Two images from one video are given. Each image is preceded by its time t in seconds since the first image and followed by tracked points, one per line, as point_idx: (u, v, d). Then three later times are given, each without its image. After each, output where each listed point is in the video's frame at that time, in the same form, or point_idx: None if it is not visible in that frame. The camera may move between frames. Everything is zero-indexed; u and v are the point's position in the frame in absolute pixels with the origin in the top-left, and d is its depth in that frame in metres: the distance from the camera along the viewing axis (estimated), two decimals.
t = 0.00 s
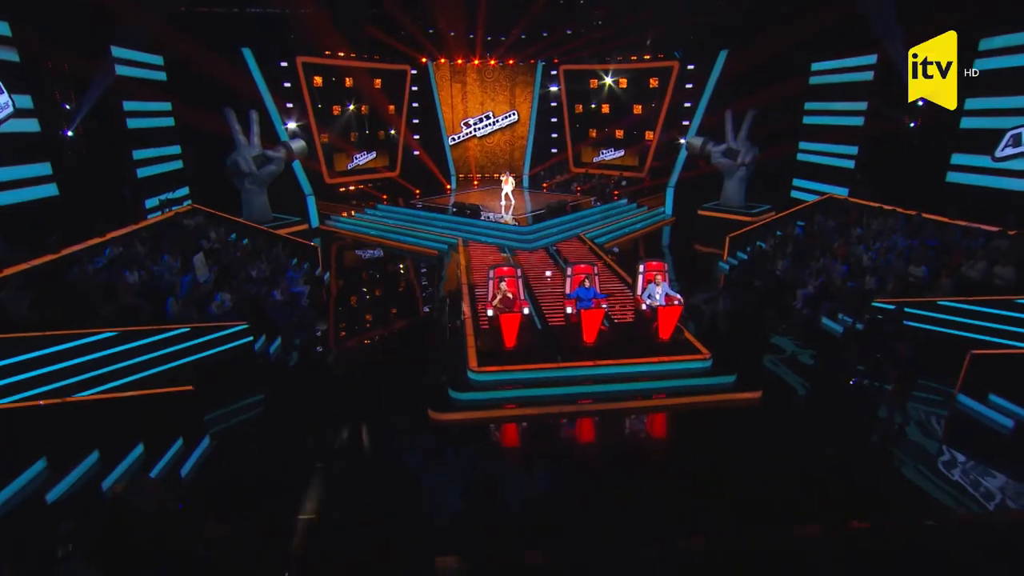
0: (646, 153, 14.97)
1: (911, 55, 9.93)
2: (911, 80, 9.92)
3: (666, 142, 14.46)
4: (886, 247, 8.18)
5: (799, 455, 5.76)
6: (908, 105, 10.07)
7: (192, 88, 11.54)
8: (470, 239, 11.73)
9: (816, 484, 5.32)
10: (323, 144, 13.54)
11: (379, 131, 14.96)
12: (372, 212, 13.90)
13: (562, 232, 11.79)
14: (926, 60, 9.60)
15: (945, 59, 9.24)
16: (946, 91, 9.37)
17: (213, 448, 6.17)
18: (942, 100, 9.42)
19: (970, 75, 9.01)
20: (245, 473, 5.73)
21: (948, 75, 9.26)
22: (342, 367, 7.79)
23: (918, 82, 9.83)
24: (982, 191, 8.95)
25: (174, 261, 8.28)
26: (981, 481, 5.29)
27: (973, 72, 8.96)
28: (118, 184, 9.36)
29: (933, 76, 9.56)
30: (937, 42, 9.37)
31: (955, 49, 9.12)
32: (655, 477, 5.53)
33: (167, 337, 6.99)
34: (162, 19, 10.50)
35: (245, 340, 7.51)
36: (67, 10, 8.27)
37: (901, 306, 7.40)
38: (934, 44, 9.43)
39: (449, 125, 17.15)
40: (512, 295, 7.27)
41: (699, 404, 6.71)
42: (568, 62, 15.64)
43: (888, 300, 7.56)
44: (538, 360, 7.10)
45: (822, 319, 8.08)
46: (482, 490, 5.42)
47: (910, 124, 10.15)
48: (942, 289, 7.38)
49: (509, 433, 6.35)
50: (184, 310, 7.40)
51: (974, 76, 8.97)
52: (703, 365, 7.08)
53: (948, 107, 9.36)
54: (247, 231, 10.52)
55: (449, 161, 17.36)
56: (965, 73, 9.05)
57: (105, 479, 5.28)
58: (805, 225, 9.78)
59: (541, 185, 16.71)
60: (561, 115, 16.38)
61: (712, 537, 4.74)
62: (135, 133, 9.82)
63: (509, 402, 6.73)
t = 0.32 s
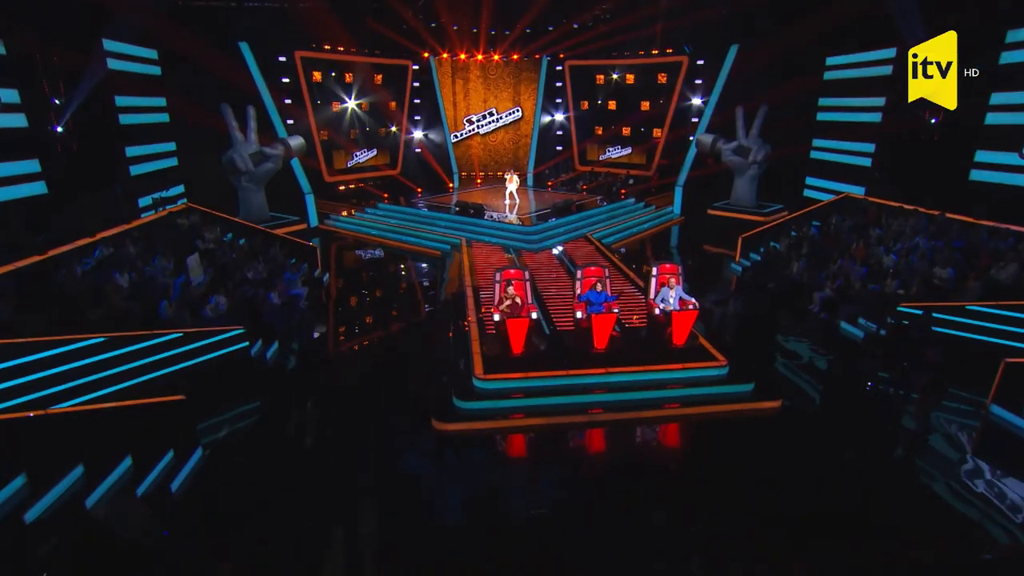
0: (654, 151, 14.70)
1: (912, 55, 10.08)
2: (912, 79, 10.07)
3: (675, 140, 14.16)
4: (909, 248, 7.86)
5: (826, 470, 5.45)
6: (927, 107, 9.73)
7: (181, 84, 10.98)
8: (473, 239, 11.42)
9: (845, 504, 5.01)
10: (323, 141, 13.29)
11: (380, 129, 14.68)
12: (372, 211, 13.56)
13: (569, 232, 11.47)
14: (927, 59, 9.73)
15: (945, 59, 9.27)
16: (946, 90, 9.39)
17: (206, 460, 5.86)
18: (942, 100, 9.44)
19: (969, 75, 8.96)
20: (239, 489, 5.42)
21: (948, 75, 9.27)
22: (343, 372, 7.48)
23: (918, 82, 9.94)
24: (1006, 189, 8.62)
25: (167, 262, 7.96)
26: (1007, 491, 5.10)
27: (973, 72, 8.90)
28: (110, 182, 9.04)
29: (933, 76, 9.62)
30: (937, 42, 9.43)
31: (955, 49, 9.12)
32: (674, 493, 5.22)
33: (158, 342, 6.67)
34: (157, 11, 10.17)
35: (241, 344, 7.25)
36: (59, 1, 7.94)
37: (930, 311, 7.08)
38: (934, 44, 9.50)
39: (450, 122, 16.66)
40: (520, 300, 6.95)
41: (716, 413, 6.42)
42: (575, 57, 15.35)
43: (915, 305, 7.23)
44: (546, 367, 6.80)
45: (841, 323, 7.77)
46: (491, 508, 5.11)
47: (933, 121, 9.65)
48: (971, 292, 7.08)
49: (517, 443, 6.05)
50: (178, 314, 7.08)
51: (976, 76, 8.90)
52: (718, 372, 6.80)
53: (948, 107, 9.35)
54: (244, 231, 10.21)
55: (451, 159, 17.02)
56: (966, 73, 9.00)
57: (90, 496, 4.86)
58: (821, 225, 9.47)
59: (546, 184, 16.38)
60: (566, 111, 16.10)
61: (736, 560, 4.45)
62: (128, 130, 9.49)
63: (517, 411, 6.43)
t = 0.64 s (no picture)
0: (658, 148, 14.41)
1: (911, 55, 10.05)
2: (912, 80, 10.08)
3: (679, 136, 13.88)
4: (929, 249, 7.55)
5: (853, 487, 5.12)
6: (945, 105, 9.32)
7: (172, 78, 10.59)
8: (473, 240, 11.08)
9: (875, 524, 4.68)
10: (316, 137, 13.09)
11: (376, 125, 14.43)
12: (369, 210, 13.19)
13: (572, 232, 11.14)
14: (927, 59, 9.68)
15: (945, 59, 9.24)
16: (946, 90, 9.39)
17: (192, 476, 5.52)
18: (942, 100, 9.43)
19: (969, 75, 8.86)
20: (226, 509, 5.07)
21: (948, 75, 9.25)
22: (339, 380, 7.12)
23: (918, 82, 9.94)
24: None
25: (153, 265, 7.58)
26: None
27: (973, 72, 8.80)
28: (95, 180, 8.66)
29: (933, 76, 9.60)
30: (937, 42, 9.41)
31: (955, 49, 9.06)
32: (692, 511, 4.88)
33: (143, 350, 6.23)
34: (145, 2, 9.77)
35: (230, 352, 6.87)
36: None
37: (957, 316, 6.75)
38: (936, 44, 9.43)
39: (450, 119, 16.28)
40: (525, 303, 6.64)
41: (732, 425, 6.10)
42: (576, 51, 15.29)
43: (941, 309, 6.87)
44: (553, 376, 6.47)
45: (859, 327, 7.46)
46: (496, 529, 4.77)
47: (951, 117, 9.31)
48: (998, 296, 6.73)
49: (522, 457, 5.73)
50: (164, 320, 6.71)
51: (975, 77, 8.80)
52: (734, 381, 6.48)
53: (947, 107, 9.35)
54: (236, 231, 9.84)
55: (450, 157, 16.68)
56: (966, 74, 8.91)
57: (66, 518, 4.34)
58: (834, 225, 9.12)
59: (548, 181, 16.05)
60: (569, 108, 15.85)
61: None
62: (113, 126, 9.09)
63: (522, 422, 6.10)
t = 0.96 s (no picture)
0: (663, 145, 14.19)
1: (912, 55, 10.03)
2: (912, 79, 10.04)
3: (685, 133, 13.63)
4: (950, 251, 7.29)
5: (883, 505, 4.82)
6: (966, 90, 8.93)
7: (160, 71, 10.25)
8: (474, 240, 10.74)
9: (910, 545, 4.38)
10: (310, 134, 12.78)
11: (372, 122, 14.10)
12: (365, 209, 12.81)
13: (576, 232, 10.82)
14: (928, 59, 9.61)
15: (945, 59, 9.23)
16: (946, 91, 9.42)
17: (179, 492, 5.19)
18: (942, 100, 9.48)
19: (969, 75, 8.85)
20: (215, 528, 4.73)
21: (948, 75, 9.28)
22: (334, 388, 6.78)
23: (919, 82, 9.94)
24: None
25: (140, 268, 7.23)
26: None
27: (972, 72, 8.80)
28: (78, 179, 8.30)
29: (933, 76, 9.61)
30: (938, 42, 9.38)
31: (955, 49, 9.06)
32: (715, 530, 4.58)
33: (126, 359, 6.01)
34: None
35: (219, 359, 6.64)
36: None
37: (987, 321, 6.59)
38: (935, 44, 9.43)
39: (448, 115, 15.85)
40: (532, 309, 6.31)
41: (752, 437, 5.80)
42: (577, 46, 15.00)
43: (969, 314, 6.73)
44: (561, 385, 6.15)
45: (877, 331, 7.17)
46: (505, 550, 4.45)
47: (968, 111, 8.99)
48: None
49: (530, 470, 5.41)
50: (151, 327, 6.38)
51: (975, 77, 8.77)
52: (751, 389, 6.18)
53: (948, 107, 9.39)
54: (227, 231, 9.49)
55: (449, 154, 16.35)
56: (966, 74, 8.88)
57: (40, 546, 4.05)
58: (849, 225, 8.83)
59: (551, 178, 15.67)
60: (571, 103, 15.53)
61: None
62: (98, 121, 8.73)
63: (530, 435, 5.78)
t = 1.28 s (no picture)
0: (665, 142, 13.95)
1: (911, 56, 9.89)
2: (912, 79, 9.87)
3: (688, 130, 13.38)
4: (971, 252, 7.01)
5: (915, 523, 4.54)
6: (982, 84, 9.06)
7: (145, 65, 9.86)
8: (473, 241, 10.39)
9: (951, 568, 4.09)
10: (302, 131, 12.42)
11: (367, 118, 13.76)
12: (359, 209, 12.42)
13: (578, 232, 10.49)
14: (927, 59, 9.57)
15: (945, 59, 9.31)
16: (946, 91, 9.44)
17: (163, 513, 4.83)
18: (942, 100, 9.48)
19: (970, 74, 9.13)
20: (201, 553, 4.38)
21: (948, 75, 9.34)
22: (330, 398, 6.43)
23: (918, 82, 9.80)
24: None
25: (123, 272, 6.86)
26: None
27: (973, 72, 9.13)
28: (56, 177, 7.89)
29: (933, 76, 9.56)
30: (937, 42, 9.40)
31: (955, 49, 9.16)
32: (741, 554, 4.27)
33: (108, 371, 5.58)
34: None
35: (209, 368, 6.22)
36: None
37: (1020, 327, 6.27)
38: (934, 44, 9.46)
39: (443, 112, 15.53)
40: (539, 315, 5.99)
41: (771, 450, 5.51)
42: (577, 40, 14.69)
43: (1000, 320, 6.40)
44: (570, 395, 5.83)
45: (895, 336, 6.91)
46: None
47: (983, 107, 9.21)
48: None
49: (539, 487, 5.09)
50: (134, 335, 6.01)
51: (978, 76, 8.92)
52: (770, 400, 5.88)
53: (948, 107, 9.45)
54: (215, 232, 9.11)
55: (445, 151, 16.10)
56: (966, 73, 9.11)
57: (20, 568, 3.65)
58: (863, 224, 8.55)
59: (551, 175, 15.35)
60: (570, 100, 15.23)
61: None
62: (78, 116, 8.31)
63: (538, 449, 5.47)
